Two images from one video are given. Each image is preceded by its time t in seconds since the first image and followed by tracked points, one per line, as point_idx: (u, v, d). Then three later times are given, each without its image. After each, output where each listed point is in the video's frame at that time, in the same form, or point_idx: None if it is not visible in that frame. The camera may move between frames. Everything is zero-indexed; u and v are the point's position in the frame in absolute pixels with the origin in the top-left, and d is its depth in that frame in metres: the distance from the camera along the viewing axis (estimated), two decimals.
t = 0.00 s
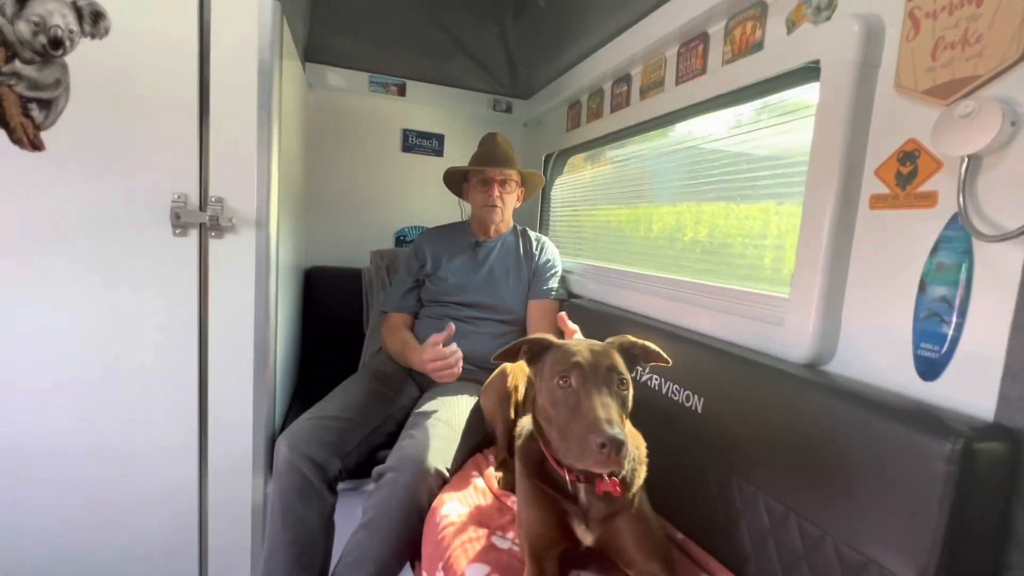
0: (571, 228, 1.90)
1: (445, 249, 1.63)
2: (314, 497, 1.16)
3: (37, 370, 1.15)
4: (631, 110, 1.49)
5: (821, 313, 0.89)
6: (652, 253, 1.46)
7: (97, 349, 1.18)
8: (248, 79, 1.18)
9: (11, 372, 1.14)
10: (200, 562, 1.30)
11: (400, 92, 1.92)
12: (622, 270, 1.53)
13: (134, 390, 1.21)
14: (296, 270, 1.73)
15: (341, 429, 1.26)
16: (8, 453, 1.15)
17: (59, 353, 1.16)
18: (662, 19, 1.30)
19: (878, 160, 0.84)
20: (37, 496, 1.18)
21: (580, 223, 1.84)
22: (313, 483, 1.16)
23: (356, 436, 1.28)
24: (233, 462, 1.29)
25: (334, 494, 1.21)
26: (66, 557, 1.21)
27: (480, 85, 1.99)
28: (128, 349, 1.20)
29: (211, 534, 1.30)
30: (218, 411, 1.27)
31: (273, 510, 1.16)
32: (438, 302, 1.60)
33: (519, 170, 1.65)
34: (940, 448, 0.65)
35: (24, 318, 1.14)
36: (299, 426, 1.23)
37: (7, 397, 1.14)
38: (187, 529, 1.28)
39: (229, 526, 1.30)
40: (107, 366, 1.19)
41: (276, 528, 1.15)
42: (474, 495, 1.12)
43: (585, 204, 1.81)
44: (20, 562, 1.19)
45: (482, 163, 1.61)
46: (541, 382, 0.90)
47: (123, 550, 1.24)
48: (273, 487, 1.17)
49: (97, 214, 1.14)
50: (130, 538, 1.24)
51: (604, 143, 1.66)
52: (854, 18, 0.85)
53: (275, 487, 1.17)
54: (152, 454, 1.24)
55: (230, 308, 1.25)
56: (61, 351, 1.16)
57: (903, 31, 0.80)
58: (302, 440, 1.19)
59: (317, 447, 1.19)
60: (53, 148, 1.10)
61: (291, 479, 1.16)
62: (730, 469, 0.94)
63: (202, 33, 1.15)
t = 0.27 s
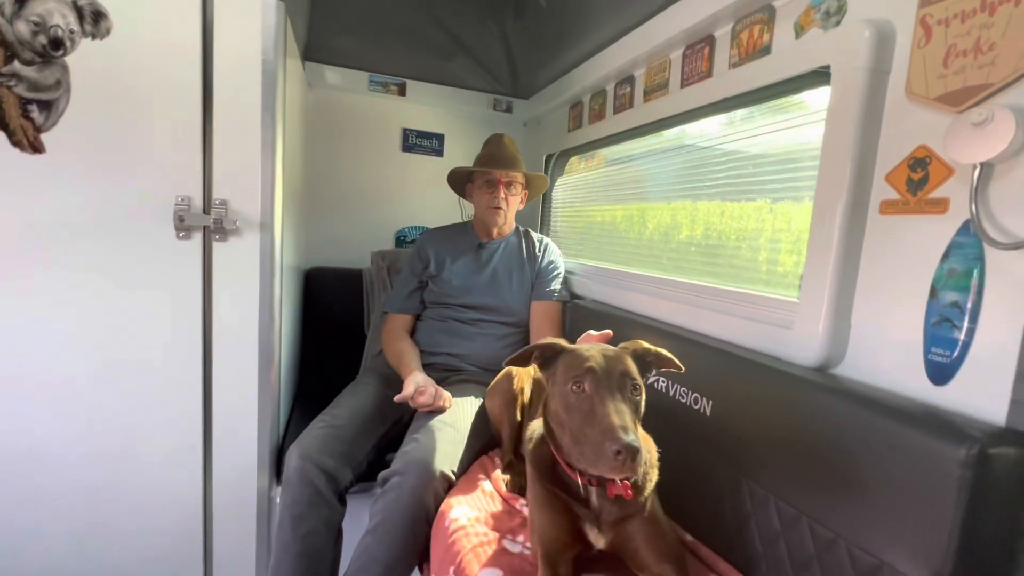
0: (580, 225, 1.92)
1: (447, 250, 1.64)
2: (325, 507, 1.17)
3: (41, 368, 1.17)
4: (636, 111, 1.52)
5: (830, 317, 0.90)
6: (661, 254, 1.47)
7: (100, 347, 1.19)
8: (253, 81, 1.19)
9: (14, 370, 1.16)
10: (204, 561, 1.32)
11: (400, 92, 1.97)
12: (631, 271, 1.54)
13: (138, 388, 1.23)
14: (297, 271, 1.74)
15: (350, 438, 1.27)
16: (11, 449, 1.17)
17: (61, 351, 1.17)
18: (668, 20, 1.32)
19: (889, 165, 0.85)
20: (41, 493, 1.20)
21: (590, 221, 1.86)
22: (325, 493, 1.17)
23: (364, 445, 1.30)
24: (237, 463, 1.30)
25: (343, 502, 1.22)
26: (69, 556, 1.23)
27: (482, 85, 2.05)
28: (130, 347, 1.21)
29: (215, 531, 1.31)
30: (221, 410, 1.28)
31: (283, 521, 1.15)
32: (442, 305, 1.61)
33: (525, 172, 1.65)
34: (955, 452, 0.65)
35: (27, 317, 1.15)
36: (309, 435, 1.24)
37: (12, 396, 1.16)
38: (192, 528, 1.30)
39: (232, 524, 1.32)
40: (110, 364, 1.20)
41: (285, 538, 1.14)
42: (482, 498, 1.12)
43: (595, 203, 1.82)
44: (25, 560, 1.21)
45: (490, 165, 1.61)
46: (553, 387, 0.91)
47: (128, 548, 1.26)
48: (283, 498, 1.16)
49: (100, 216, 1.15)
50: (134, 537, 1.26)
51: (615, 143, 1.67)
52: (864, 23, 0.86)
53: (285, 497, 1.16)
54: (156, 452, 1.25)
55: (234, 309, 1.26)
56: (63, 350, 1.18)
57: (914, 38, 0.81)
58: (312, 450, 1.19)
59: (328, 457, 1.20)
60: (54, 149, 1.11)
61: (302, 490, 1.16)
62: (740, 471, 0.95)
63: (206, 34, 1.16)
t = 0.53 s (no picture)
0: (584, 221, 1.93)
1: (448, 248, 1.64)
2: (332, 506, 1.17)
3: (45, 365, 1.19)
4: (634, 109, 1.55)
5: (832, 315, 0.92)
6: (664, 251, 1.49)
7: (104, 344, 1.22)
8: (255, 83, 1.21)
9: (19, 367, 1.18)
10: (210, 555, 1.34)
11: (399, 89, 2.04)
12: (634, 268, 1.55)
13: (142, 384, 1.25)
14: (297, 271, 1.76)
15: (355, 437, 1.28)
16: (17, 443, 1.19)
17: (64, 347, 1.19)
18: (668, 20, 1.35)
19: (890, 166, 0.87)
20: (47, 488, 1.22)
21: (593, 217, 1.87)
22: (331, 493, 1.18)
23: (369, 444, 1.31)
24: (242, 459, 1.33)
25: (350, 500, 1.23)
26: (79, 550, 1.26)
27: (482, 82, 2.12)
28: (133, 344, 1.23)
29: (221, 525, 1.34)
30: (225, 405, 1.31)
31: (291, 521, 1.16)
32: (444, 303, 1.61)
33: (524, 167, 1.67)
34: (957, 447, 0.67)
35: (31, 315, 1.17)
36: (313, 433, 1.25)
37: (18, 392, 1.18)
38: (199, 523, 1.32)
39: (238, 518, 1.34)
40: (114, 361, 1.23)
41: (293, 537, 1.15)
42: (488, 495, 1.13)
43: (598, 199, 1.84)
44: (34, 555, 1.24)
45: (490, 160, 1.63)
46: (561, 386, 0.92)
47: (136, 543, 1.29)
48: (290, 497, 1.17)
49: (106, 218, 1.18)
50: (142, 531, 1.29)
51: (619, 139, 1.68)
52: (867, 25, 0.87)
53: (292, 497, 1.17)
54: (161, 447, 1.28)
55: (238, 308, 1.28)
56: (66, 347, 1.20)
57: (916, 40, 0.82)
58: (319, 450, 1.20)
59: (334, 457, 1.21)
60: (56, 150, 1.13)
61: (309, 490, 1.16)
62: (744, 466, 0.96)
63: (206, 36, 1.18)
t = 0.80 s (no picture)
0: (582, 219, 1.93)
1: (446, 247, 1.64)
2: (334, 506, 1.18)
3: (43, 370, 1.19)
4: (632, 107, 1.56)
5: (830, 313, 0.92)
6: (662, 249, 1.49)
7: (103, 347, 1.21)
8: (252, 85, 1.21)
9: (17, 372, 1.17)
10: (212, 556, 1.35)
11: (395, 88, 2.07)
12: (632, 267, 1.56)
13: (142, 387, 1.25)
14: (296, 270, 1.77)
15: (356, 437, 1.28)
16: (17, 448, 1.19)
17: (62, 352, 1.19)
18: (664, 19, 1.35)
19: (888, 165, 0.87)
20: (48, 492, 1.22)
21: (590, 215, 1.87)
22: (333, 493, 1.18)
23: (370, 444, 1.31)
24: (243, 460, 1.33)
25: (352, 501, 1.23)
26: (80, 554, 1.26)
27: (478, 80, 2.15)
28: (131, 348, 1.23)
29: (224, 526, 1.34)
30: (226, 407, 1.31)
31: (293, 522, 1.16)
32: (443, 302, 1.62)
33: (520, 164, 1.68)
34: (957, 444, 0.67)
35: (28, 320, 1.16)
36: (314, 434, 1.25)
37: (16, 397, 1.18)
38: (200, 524, 1.33)
39: (240, 518, 1.35)
40: (113, 364, 1.22)
41: (296, 538, 1.15)
42: (491, 494, 1.14)
43: (596, 196, 1.84)
44: (35, 559, 1.23)
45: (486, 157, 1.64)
46: (563, 388, 0.93)
47: (137, 545, 1.29)
48: (292, 498, 1.17)
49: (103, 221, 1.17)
50: (143, 533, 1.29)
51: (617, 137, 1.68)
52: (864, 25, 0.88)
53: (293, 498, 1.17)
54: (162, 450, 1.28)
55: (237, 310, 1.28)
56: (65, 352, 1.19)
57: (913, 40, 0.83)
58: (320, 450, 1.20)
59: (336, 457, 1.21)
60: (51, 153, 1.12)
61: (311, 490, 1.16)
62: (745, 463, 0.97)
63: (202, 38, 1.18)
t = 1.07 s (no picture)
0: (579, 219, 1.93)
1: (443, 250, 1.64)
2: (333, 511, 1.17)
3: (38, 380, 1.18)
4: (628, 108, 1.55)
5: (830, 316, 0.93)
6: (659, 250, 1.49)
7: (99, 356, 1.20)
8: (246, 90, 1.21)
9: (11, 383, 1.16)
10: (212, 562, 1.35)
11: (391, 89, 2.06)
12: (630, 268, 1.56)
13: (139, 396, 1.24)
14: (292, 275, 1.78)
15: (355, 442, 1.28)
16: (13, 459, 1.18)
17: (57, 361, 1.18)
18: (660, 20, 1.35)
19: (887, 168, 0.87)
20: (45, 502, 1.21)
21: (587, 215, 1.87)
22: (332, 498, 1.18)
23: (370, 448, 1.31)
24: (242, 467, 1.33)
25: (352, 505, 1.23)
26: (78, 563, 1.25)
27: (474, 80, 2.14)
28: (127, 356, 1.22)
29: (224, 533, 1.34)
30: (224, 414, 1.31)
31: (293, 528, 1.16)
32: (440, 306, 1.62)
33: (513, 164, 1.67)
34: (957, 449, 0.68)
35: (22, 330, 1.15)
36: (312, 440, 1.24)
37: (11, 408, 1.17)
38: (199, 531, 1.32)
39: (240, 525, 1.35)
40: (110, 373, 1.22)
41: (296, 545, 1.15)
42: (492, 499, 1.14)
43: (593, 196, 1.84)
44: (33, 570, 1.23)
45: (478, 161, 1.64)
46: (564, 394, 0.93)
47: (136, 553, 1.28)
48: (291, 504, 1.17)
49: (96, 229, 1.16)
50: (143, 542, 1.28)
51: (613, 138, 1.68)
52: (862, 27, 0.87)
53: (292, 504, 1.17)
54: (161, 458, 1.27)
55: (234, 317, 1.28)
56: (60, 361, 1.18)
57: (911, 43, 0.83)
58: (318, 456, 1.20)
59: (334, 462, 1.21)
60: (42, 161, 1.11)
61: (310, 495, 1.16)
62: (745, 466, 0.97)
63: (194, 44, 1.17)
